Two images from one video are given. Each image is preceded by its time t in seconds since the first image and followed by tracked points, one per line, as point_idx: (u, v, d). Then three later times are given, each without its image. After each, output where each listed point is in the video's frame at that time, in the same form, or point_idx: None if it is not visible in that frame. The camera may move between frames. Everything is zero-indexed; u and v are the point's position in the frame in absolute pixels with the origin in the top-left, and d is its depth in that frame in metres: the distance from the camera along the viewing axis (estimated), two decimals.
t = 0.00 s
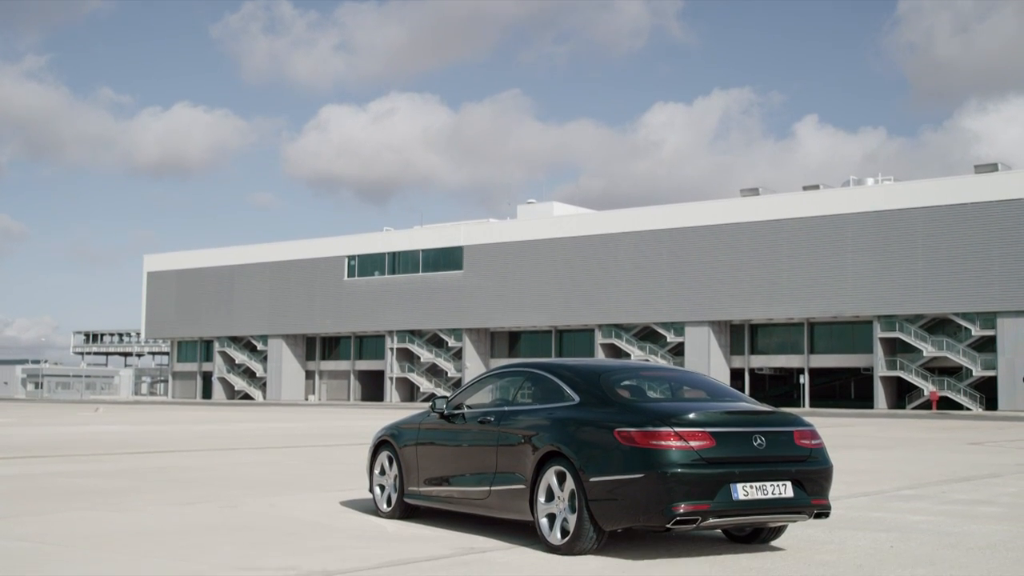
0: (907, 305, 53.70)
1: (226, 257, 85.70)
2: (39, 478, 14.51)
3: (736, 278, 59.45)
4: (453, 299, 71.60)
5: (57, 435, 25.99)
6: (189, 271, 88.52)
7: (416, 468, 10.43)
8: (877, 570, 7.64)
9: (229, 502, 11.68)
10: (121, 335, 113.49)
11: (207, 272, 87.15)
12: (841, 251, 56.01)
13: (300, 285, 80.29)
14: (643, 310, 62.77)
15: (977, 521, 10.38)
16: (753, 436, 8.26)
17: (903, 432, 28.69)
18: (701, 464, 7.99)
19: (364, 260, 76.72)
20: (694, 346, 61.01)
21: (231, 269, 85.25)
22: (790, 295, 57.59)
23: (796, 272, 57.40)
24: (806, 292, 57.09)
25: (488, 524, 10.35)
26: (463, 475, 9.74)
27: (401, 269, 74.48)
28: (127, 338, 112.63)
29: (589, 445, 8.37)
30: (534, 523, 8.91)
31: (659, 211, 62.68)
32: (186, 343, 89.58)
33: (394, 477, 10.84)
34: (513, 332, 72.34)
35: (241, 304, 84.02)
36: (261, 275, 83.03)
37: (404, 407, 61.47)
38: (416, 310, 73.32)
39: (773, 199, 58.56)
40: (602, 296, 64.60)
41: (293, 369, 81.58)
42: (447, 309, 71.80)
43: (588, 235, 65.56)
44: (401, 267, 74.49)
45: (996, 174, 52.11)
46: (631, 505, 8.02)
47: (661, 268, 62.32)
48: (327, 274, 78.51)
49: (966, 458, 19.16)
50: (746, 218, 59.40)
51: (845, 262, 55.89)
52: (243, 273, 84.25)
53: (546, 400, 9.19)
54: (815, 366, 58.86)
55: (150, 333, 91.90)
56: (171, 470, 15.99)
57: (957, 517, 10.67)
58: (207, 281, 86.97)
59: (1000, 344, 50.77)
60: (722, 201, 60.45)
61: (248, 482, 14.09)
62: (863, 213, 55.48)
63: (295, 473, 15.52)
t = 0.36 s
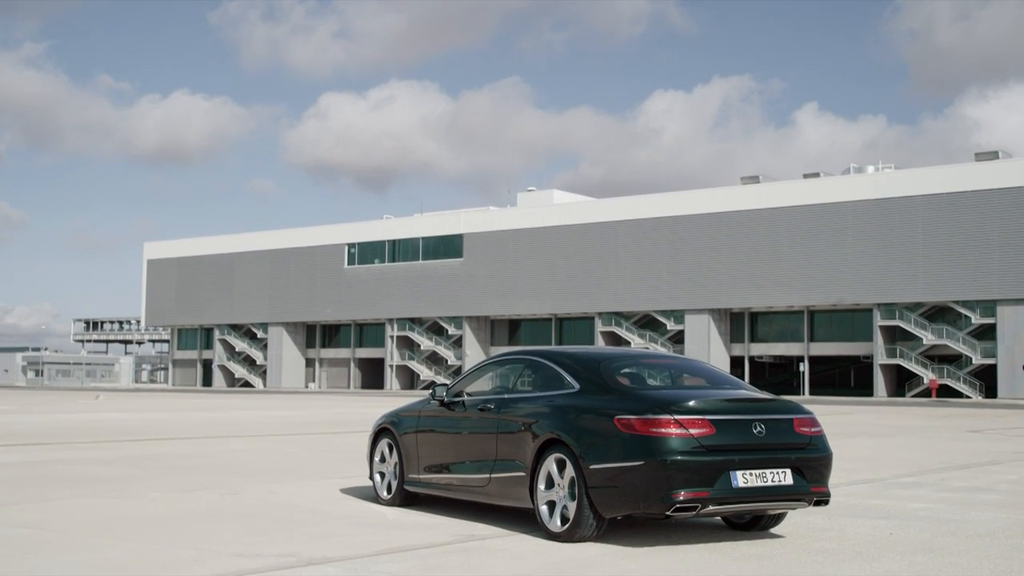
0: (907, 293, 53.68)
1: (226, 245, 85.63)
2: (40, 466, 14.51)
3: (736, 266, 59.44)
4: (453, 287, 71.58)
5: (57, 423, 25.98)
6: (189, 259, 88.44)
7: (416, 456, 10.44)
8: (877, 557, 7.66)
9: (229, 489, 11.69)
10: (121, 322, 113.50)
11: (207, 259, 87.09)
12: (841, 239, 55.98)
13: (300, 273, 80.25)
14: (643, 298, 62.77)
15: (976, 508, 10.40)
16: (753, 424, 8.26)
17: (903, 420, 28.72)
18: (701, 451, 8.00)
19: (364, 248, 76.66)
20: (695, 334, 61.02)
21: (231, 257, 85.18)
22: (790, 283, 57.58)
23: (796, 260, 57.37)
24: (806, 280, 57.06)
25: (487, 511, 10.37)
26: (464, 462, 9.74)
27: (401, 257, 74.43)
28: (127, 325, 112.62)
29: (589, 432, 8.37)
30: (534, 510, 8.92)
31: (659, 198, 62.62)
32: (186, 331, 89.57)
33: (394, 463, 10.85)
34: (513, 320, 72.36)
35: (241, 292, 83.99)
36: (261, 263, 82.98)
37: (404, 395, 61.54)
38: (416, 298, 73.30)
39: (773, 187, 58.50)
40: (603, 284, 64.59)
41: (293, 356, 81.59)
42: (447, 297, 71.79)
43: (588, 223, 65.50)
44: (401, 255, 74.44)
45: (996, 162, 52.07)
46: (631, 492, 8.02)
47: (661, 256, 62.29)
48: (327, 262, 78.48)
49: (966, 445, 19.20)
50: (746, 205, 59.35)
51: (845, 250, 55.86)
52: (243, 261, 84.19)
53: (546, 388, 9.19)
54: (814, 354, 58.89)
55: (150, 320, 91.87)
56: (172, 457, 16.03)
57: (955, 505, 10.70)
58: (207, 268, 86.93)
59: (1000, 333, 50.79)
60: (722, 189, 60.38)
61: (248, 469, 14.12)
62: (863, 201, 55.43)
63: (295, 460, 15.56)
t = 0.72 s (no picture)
0: (907, 281, 53.66)
1: (226, 233, 85.58)
2: (39, 453, 14.52)
3: (736, 254, 59.42)
4: (453, 275, 71.57)
5: (56, 411, 26.02)
6: (189, 247, 88.39)
7: (416, 444, 10.45)
8: (877, 545, 7.67)
9: (229, 477, 11.72)
10: (121, 310, 113.61)
11: (207, 248, 87.05)
12: (841, 227, 55.96)
13: (300, 261, 80.23)
14: (643, 286, 62.78)
15: (974, 496, 10.43)
16: (753, 411, 8.27)
17: (902, 408, 28.82)
18: (701, 439, 8.00)
19: (364, 236, 76.63)
20: (694, 322, 61.07)
21: (230, 245, 85.15)
22: (790, 271, 57.58)
23: (796, 248, 57.35)
24: (806, 269, 57.07)
25: (487, 499, 10.39)
26: (464, 450, 9.75)
27: (401, 245, 74.40)
28: (127, 313, 112.68)
29: (589, 420, 8.38)
30: (534, 497, 8.93)
31: (659, 186, 62.57)
32: (186, 319, 89.57)
33: (394, 451, 10.87)
34: (513, 308, 72.38)
35: (240, 279, 83.97)
36: (261, 251, 82.96)
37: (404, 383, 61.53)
38: (416, 286, 73.28)
39: (774, 174, 58.46)
40: (602, 272, 64.59)
41: (293, 344, 81.64)
42: (447, 285, 71.79)
43: (588, 211, 65.45)
44: (401, 243, 74.41)
45: (997, 150, 52.09)
46: (631, 480, 8.04)
47: (660, 244, 62.29)
48: (328, 249, 78.42)
49: (964, 433, 19.25)
50: (746, 193, 59.31)
51: (845, 238, 55.82)
52: (243, 249, 84.15)
53: (546, 375, 9.19)
54: (814, 343, 58.93)
55: (149, 308, 91.88)
56: (172, 444, 16.08)
57: (954, 493, 10.72)
58: (207, 256, 86.91)
59: (1000, 321, 50.84)
60: (723, 177, 60.33)
61: (248, 457, 14.15)
62: (863, 189, 55.42)
63: (295, 448, 15.61)
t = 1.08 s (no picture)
0: (907, 269, 53.63)
1: (226, 221, 85.54)
2: (40, 441, 14.54)
3: (736, 242, 59.40)
4: (453, 263, 71.53)
5: (56, 399, 26.08)
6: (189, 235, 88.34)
7: (416, 432, 10.46)
8: (876, 532, 7.68)
9: (229, 464, 11.74)
10: (122, 298, 113.67)
11: (207, 236, 87.01)
12: (841, 216, 55.92)
13: (300, 249, 80.18)
14: (643, 275, 62.77)
15: (973, 484, 10.45)
16: (753, 399, 8.26)
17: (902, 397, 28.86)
18: (701, 427, 8.00)
19: (364, 224, 76.60)
20: (694, 310, 61.08)
21: (230, 233, 85.10)
22: (790, 259, 57.55)
23: (796, 235, 57.32)
24: (806, 257, 57.04)
25: (487, 486, 10.40)
26: (464, 438, 9.75)
27: (401, 233, 74.35)
28: (127, 301, 112.75)
29: (589, 408, 8.38)
30: (534, 485, 8.93)
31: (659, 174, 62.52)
32: (187, 307, 89.59)
33: (394, 439, 10.87)
34: (513, 297, 72.38)
35: (241, 267, 83.95)
36: (261, 238, 82.91)
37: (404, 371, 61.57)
38: (416, 274, 73.26)
39: (774, 162, 58.41)
40: (602, 260, 64.57)
41: (293, 333, 81.65)
42: (447, 273, 71.76)
43: (588, 199, 65.39)
44: (401, 232, 74.36)
45: (997, 138, 52.03)
46: (631, 468, 8.04)
47: (660, 232, 62.25)
48: (328, 237, 78.38)
49: (963, 422, 19.28)
50: (746, 181, 59.26)
51: (845, 227, 55.79)
52: (243, 237, 84.09)
53: (546, 363, 9.19)
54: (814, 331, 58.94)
55: (150, 297, 91.90)
56: (173, 432, 16.14)
57: (953, 480, 10.73)
58: (207, 244, 86.86)
59: (1000, 309, 50.82)
60: (724, 164, 60.27)
61: (249, 444, 14.18)
62: (863, 177, 55.37)
63: (296, 436, 15.63)
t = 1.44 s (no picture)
0: (907, 257, 53.62)
1: (227, 208, 85.46)
2: (40, 429, 14.56)
3: (736, 230, 59.36)
4: (453, 251, 71.49)
5: (56, 386, 26.08)
6: (189, 223, 88.26)
7: (416, 419, 10.47)
8: (876, 519, 7.70)
9: (229, 452, 11.76)
10: (122, 286, 113.69)
11: (206, 224, 86.94)
12: (841, 204, 55.88)
13: (300, 237, 80.13)
14: (643, 262, 62.74)
15: (972, 472, 10.48)
16: (753, 387, 8.28)
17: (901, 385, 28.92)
18: (701, 414, 8.02)
19: (364, 212, 76.56)
20: (694, 298, 61.07)
21: (230, 221, 85.04)
22: (790, 247, 57.53)
23: (796, 223, 57.29)
24: (806, 245, 57.02)
25: (486, 474, 10.42)
26: (464, 426, 9.77)
27: (401, 221, 74.30)
28: (127, 289, 112.76)
29: (588, 395, 8.39)
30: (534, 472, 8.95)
31: (659, 162, 62.47)
32: (187, 295, 89.57)
33: (394, 427, 10.89)
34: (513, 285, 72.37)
35: (241, 255, 83.92)
36: (261, 226, 82.85)
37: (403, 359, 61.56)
38: (416, 262, 73.24)
39: (775, 150, 58.35)
40: (602, 247, 64.52)
41: (293, 321, 81.68)
42: (447, 261, 71.73)
43: (589, 187, 65.34)
44: (401, 220, 74.31)
45: (998, 126, 51.96)
46: (630, 455, 8.06)
47: (660, 220, 62.21)
48: (328, 225, 78.33)
49: (962, 410, 19.32)
50: (746, 169, 59.21)
51: (845, 215, 55.75)
52: (243, 225, 84.01)
53: (546, 351, 9.19)
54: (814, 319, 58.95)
55: (150, 284, 91.88)
56: (173, 420, 16.17)
57: (952, 468, 10.76)
58: (207, 232, 86.80)
59: (1000, 297, 50.80)
60: (724, 152, 60.22)
61: (249, 433, 14.20)
62: (863, 165, 55.32)
63: (296, 424, 15.66)
